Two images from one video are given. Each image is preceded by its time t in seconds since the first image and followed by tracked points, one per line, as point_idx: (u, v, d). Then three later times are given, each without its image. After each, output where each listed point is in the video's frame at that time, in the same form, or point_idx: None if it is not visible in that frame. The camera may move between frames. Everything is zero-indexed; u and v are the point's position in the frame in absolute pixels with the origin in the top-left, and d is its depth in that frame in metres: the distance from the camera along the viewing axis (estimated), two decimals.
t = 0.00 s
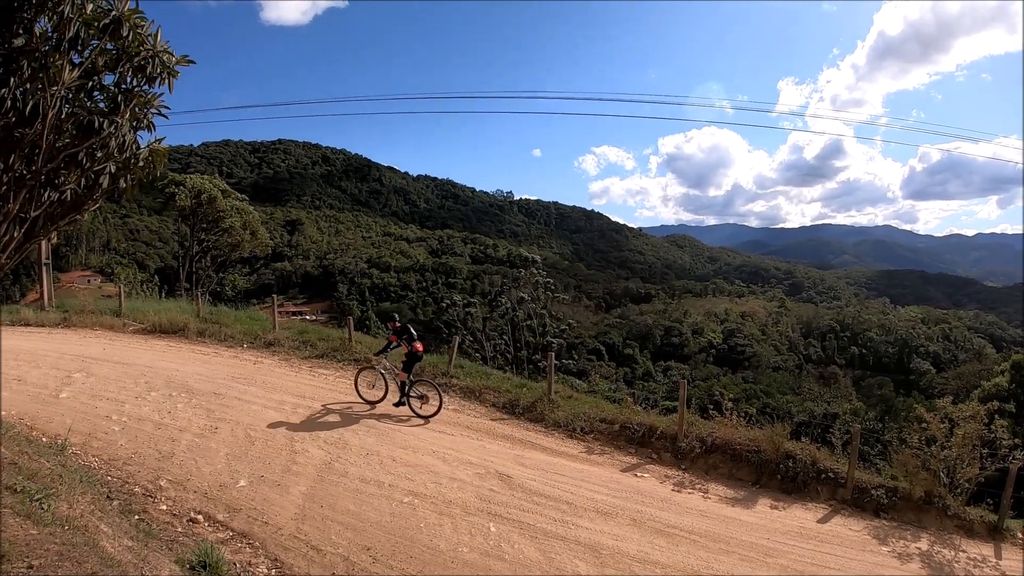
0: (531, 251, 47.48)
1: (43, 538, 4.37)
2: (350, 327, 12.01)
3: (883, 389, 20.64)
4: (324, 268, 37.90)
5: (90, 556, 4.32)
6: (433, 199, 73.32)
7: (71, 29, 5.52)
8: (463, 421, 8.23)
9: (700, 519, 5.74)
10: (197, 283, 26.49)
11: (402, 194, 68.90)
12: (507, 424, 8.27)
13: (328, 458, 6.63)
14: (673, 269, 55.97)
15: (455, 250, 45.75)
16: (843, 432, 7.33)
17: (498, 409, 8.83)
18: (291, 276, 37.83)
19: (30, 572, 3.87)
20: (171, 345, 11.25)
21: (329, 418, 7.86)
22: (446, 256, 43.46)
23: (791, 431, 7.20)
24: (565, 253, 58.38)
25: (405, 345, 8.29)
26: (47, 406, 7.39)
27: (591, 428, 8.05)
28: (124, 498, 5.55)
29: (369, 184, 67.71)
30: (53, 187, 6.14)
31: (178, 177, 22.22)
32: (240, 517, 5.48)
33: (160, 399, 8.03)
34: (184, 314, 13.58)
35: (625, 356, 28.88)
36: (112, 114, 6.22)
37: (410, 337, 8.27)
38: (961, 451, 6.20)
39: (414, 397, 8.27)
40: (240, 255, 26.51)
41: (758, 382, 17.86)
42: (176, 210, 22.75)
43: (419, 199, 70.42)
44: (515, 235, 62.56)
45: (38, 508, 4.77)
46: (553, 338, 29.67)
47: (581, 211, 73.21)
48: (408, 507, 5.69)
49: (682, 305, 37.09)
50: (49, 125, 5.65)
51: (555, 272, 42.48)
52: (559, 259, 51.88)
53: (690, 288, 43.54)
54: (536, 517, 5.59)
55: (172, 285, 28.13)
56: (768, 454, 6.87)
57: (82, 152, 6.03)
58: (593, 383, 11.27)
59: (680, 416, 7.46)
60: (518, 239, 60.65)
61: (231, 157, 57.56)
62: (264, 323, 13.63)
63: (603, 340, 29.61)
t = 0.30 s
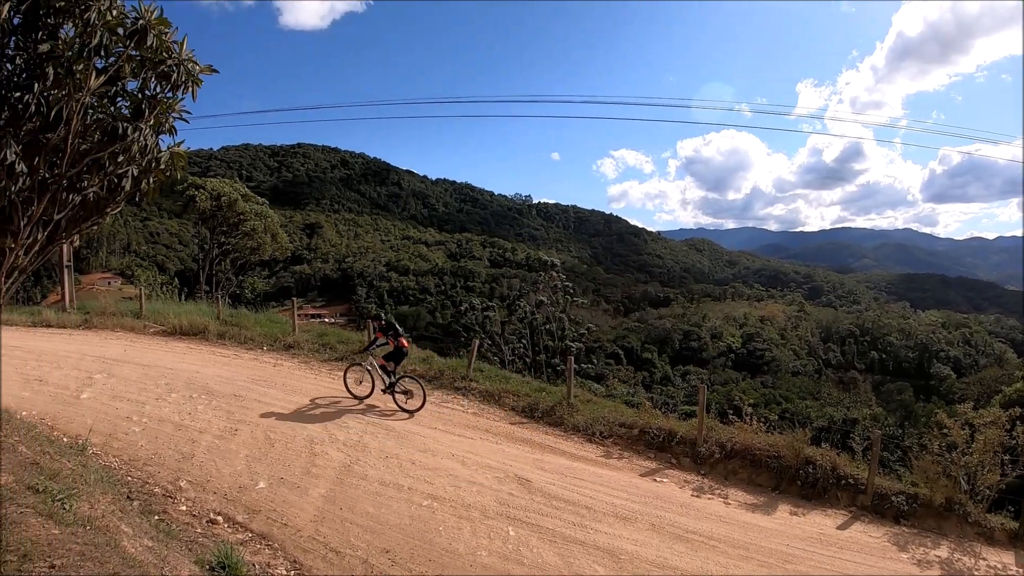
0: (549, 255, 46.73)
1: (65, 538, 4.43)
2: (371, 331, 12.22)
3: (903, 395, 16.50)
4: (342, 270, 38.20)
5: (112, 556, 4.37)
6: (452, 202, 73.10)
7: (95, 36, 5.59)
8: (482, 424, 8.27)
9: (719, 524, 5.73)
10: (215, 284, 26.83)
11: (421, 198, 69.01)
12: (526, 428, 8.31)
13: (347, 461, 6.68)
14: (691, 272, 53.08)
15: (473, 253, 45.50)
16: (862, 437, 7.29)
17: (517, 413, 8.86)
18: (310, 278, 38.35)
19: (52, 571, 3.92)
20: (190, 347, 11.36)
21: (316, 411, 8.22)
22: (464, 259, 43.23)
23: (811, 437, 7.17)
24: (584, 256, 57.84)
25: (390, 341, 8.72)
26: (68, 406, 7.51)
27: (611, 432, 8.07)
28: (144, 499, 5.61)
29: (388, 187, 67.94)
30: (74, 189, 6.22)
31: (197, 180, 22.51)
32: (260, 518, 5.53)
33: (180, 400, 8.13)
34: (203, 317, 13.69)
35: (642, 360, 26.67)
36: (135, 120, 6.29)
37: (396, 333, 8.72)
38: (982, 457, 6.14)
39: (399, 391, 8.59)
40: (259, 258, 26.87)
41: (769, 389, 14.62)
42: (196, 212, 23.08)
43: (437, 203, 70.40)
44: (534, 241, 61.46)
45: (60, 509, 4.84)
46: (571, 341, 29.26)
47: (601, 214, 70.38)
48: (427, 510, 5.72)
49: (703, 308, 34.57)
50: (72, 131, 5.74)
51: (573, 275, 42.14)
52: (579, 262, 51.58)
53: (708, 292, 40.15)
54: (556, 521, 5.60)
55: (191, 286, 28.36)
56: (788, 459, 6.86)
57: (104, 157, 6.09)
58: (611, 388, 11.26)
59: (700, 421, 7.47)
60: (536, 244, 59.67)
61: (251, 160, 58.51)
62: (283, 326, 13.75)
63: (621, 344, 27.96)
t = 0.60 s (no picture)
0: (567, 259, 46.61)
1: (85, 537, 4.49)
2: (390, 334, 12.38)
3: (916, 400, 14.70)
4: (360, 273, 38.56)
5: (132, 556, 4.42)
6: (471, 205, 73.35)
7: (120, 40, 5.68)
8: (500, 428, 8.30)
9: (738, 531, 5.72)
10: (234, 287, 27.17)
11: (439, 202, 69.54)
12: (544, 431, 8.33)
13: (366, 463, 6.72)
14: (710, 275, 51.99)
15: (491, 257, 45.51)
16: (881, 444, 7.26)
17: (535, 417, 8.88)
18: (329, 281, 38.82)
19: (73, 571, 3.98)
20: (210, 348, 11.51)
21: (301, 403, 8.55)
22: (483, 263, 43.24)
23: (830, 444, 7.14)
24: (602, 258, 57.56)
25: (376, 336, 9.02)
26: (88, 407, 7.62)
27: (628, 437, 8.08)
28: (163, 499, 5.67)
29: (406, 191, 68.50)
30: (97, 193, 6.33)
31: (218, 184, 22.75)
32: (278, 520, 5.57)
33: (199, 401, 8.23)
34: (223, 319, 13.86)
35: (660, 365, 26.72)
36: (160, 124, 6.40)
37: (381, 328, 9.02)
38: (1004, 465, 6.10)
39: (383, 385, 8.90)
40: (278, 260, 27.21)
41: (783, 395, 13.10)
42: (216, 215, 23.27)
43: (455, 207, 70.78)
44: (552, 245, 61.26)
45: (80, 509, 4.90)
46: (589, 345, 29.25)
47: (619, 217, 69.64)
48: (445, 514, 5.74)
49: (721, 313, 33.30)
50: (94, 135, 5.82)
51: (591, 278, 42.03)
52: (597, 265, 51.42)
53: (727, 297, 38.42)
54: (574, 526, 5.61)
55: (210, 288, 28.69)
56: (807, 466, 6.83)
57: (128, 162, 6.19)
58: (628, 392, 11.26)
59: (719, 427, 7.44)
60: (554, 248, 59.59)
61: (270, 165, 59.92)
62: (302, 328, 13.87)
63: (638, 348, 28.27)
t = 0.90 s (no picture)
0: (583, 263, 46.58)
1: (102, 536, 4.53)
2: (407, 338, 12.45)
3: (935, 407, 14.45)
4: (377, 276, 38.74)
5: (149, 556, 4.45)
6: (487, 209, 73.54)
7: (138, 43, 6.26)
8: (517, 432, 8.31)
9: (754, 537, 5.70)
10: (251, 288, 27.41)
11: (455, 206, 69.87)
12: (561, 436, 8.32)
13: (382, 466, 6.76)
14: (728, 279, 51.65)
15: (507, 260, 45.54)
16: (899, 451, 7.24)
17: (551, 421, 8.89)
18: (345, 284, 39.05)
19: (89, 570, 4.01)
20: (226, 349, 11.62)
21: (286, 396, 8.86)
22: (500, 266, 43.28)
23: (847, 450, 7.12)
24: (619, 262, 57.40)
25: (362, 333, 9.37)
26: (105, 406, 7.71)
27: (645, 442, 8.07)
28: (179, 499, 5.71)
29: (423, 195, 69.07)
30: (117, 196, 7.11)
31: (237, 187, 23.07)
32: (293, 521, 5.61)
33: (216, 402, 8.30)
34: (241, 320, 13.99)
35: (676, 369, 26.81)
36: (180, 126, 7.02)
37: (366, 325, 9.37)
38: None
39: (367, 380, 9.24)
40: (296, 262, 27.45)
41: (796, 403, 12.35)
42: (235, 217, 23.65)
43: (471, 210, 71.06)
44: (568, 249, 61.19)
45: (98, 508, 4.95)
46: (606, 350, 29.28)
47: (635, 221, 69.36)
48: (460, 517, 5.76)
49: (738, 316, 33.26)
50: (113, 137, 6.50)
51: (608, 282, 41.96)
52: (614, 269, 51.30)
53: (742, 300, 37.66)
54: (590, 531, 5.61)
55: (227, 289, 28.98)
56: (824, 472, 6.81)
57: (148, 164, 6.90)
58: (645, 397, 11.23)
59: (735, 432, 7.43)
60: (570, 252, 59.55)
61: (288, 167, 60.75)
62: (318, 330, 13.97)
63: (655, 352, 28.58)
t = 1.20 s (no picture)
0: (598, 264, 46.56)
1: (118, 536, 4.57)
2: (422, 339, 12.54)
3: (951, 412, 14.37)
4: (393, 277, 38.87)
5: (166, 555, 4.49)
6: (501, 211, 73.61)
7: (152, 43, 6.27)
8: (532, 434, 8.33)
9: (769, 541, 5.69)
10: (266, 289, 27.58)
11: (470, 207, 70.10)
12: (576, 438, 8.33)
13: (397, 467, 6.79)
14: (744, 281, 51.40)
15: (523, 263, 45.56)
16: (915, 455, 7.20)
17: (567, 423, 8.91)
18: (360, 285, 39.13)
19: (106, 569, 4.05)
20: (241, 349, 11.73)
21: (274, 388, 9.19)
22: (516, 268, 43.29)
23: (865, 454, 7.09)
24: (634, 264, 57.31)
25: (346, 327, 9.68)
26: (121, 406, 7.81)
27: (660, 444, 8.07)
28: (195, 498, 5.77)
29: (438, 197, 69.57)
30: (134, 196, 7.19)
31: (254, 189, 23.32)
32: (309, 521, 5.65)
33: (231, 402, 8.38)
34: (256, 321, 14.12)
35: (690, 372, 26.83)
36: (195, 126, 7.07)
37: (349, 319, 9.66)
38: None
39: (352, 372, 9.56)
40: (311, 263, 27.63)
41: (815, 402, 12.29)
42: (251, 218, 23.93)
43: (487, 212, 71.23)
44: (583, 251, 61.15)
45: (114, 507, 5.00)
46: (622, 353, 29.32)
47: (650, 223, 69.12)
48: (475, 519, 5.79)
49: (754, 319, 33.13)
50: (129, 137, 6.56)
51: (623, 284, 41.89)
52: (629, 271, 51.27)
53: (758, 303, 37.48)
54: (605, 534, 5.62)
55: (243, 291, 29.25)
56: (841, 476, 6.79)
57: (164, 163, 6.96)
58: (660, 399, 11.21)
59: (751, 435, 7.42)
60: (585, 254, 59.50)
61: (303, 168, 61.34)
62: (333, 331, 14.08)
63: (670, 354, 28.71)
